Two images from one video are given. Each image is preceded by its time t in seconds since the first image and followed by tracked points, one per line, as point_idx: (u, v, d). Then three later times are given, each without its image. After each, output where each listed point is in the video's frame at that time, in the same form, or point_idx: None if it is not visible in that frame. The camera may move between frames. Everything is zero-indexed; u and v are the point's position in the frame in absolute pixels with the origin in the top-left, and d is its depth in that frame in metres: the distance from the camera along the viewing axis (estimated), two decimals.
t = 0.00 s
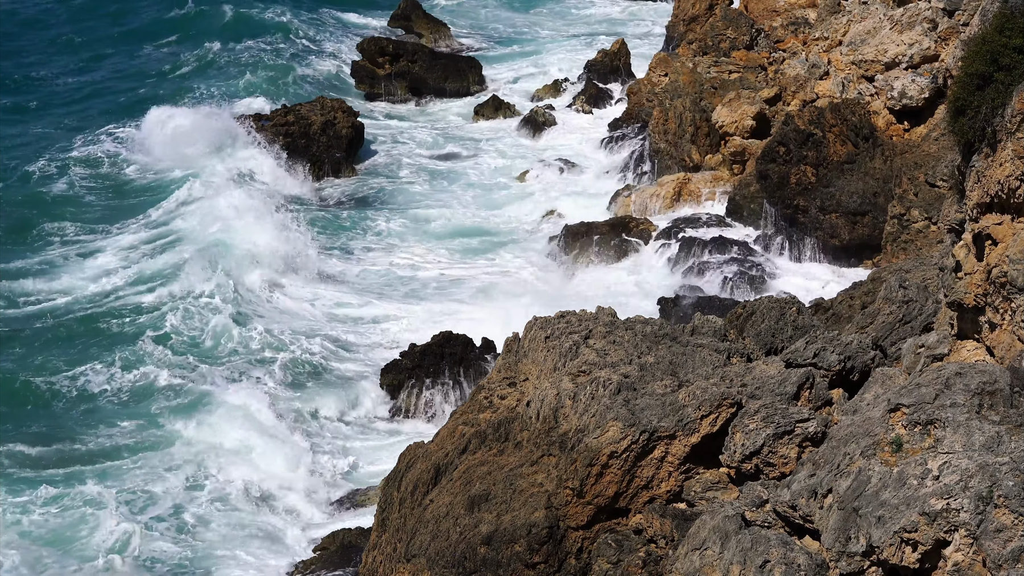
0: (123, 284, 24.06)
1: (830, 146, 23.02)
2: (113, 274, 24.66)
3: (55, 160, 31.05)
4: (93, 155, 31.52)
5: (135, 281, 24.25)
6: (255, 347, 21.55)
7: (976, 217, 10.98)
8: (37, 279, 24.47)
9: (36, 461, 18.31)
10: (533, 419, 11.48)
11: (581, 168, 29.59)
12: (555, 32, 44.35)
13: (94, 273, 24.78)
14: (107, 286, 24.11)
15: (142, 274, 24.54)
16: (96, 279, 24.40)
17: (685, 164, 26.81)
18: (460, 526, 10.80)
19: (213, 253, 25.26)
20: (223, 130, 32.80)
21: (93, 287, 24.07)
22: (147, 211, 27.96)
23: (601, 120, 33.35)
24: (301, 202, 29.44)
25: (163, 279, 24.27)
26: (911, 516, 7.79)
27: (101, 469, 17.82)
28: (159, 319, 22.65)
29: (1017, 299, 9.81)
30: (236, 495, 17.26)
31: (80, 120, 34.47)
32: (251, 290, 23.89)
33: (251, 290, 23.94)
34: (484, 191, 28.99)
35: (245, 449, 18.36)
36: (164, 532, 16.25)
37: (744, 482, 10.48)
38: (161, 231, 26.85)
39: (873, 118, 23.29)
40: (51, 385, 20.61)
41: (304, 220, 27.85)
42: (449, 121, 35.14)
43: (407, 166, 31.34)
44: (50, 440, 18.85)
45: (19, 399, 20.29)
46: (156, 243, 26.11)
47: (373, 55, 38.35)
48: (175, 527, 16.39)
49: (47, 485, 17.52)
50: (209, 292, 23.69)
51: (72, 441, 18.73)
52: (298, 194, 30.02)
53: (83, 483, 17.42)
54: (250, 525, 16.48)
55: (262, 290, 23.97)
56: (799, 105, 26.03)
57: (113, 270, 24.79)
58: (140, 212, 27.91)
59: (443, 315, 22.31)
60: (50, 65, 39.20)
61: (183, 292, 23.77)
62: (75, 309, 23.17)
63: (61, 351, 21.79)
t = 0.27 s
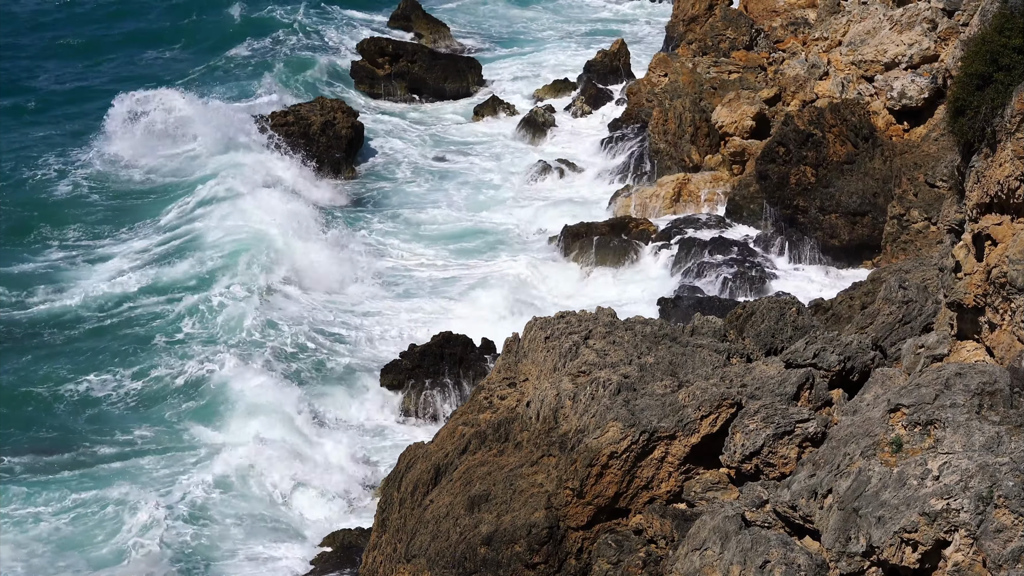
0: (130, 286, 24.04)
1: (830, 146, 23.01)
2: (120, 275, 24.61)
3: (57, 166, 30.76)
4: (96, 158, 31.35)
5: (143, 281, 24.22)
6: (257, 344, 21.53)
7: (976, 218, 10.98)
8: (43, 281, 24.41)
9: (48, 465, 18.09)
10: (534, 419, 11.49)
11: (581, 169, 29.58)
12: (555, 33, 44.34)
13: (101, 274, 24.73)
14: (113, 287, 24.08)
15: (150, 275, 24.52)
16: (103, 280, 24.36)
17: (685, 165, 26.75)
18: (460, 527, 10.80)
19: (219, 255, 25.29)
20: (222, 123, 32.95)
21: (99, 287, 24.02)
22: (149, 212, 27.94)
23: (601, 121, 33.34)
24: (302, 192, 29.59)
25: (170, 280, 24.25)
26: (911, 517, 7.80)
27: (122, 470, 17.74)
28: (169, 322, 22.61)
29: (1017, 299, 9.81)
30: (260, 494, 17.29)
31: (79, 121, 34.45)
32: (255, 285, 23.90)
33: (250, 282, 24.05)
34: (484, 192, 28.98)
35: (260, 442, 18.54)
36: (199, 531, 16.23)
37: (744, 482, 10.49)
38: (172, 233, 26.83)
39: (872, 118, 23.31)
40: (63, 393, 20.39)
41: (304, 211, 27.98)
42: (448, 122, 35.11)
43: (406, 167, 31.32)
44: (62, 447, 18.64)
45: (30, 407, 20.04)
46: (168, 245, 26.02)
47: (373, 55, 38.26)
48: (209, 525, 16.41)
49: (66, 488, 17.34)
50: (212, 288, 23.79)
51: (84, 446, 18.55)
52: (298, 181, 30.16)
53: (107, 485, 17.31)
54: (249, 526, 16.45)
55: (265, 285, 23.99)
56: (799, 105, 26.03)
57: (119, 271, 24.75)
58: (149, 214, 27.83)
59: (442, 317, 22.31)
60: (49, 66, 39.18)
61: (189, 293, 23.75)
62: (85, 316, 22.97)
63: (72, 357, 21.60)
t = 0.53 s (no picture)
0: (132, 287, 24.02)
1: (830, 146, 23.00)
2: (123, 276, 24.60)
3: (58, 169, 30.62)
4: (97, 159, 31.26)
5: (146, 283, 24.23)
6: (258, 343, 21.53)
7: (976, 218, 10.98)
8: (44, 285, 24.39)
9: (54, 472, 18.01)
10: (534, 419, 11.48)
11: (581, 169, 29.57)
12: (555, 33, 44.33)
13: (103, 276, 24.71)
14: (115, 288, 24.04)
15: (153, 277, 24.53)
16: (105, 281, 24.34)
17: (685, 165, 26.66)
18: (460, 527, 10.80)
19: (223, 258, 25.38)
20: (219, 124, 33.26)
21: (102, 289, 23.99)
22: (149, 212, 27.89)
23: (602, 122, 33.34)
24: (303, 182, 29.54)
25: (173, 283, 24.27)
26: (911, 517, 7.79)
27: (133, 472, 17.70)
28: (176, 324, 22.58)
29: (1017, 299, 9.80)
30: (269, 497, 17.26)
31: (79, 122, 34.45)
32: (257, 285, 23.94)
33: (251, 283, 24.07)
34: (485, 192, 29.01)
35: (273, 437, 18.57)
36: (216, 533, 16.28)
37: (744, 482, 10.49)
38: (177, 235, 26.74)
39: (873, 119, 23.36)
40: (69, 398, 20.33)
41: (305, 209, 28.08)
42: (448, 123, 35.10)
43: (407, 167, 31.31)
44: (65, 451, 18.59)
45: (35, 413, 19.96)
46: (171, 247, 26.01)
47: (373, 55, 38.48)
48: (226, 528, 16.40)
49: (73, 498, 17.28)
50: (217, 291, 23.85)
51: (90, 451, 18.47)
52: (299, 169, 30.11)
53: (117, 490, 17.28)
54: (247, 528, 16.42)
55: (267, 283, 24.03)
56: (799, 105, 26.03)
57: (122, 273, 24.72)
58: (155, 214, 27.76)
59: (442, 317, 22.32)
60: (49, 66, 39.17)
61: (195, 295, 23.70)
62: (90, 320, 22.89)
63: (78, 362, 21.52)
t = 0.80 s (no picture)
0: (134, 289, 23.92)
1: (830, 146, 22.99)
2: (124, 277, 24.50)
3: (58, 171, 30.50)
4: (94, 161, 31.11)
5: (147, 285, 24.13)
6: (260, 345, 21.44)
7: (976, 218, 10.98)
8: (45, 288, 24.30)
9: (50, 478, 17.93)
10: (534, 419, 11.47)
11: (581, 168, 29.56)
12: (555, 32, 44.34)
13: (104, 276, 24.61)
14: (116, 290, 23.95)
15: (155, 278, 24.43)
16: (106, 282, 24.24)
17: (685, 164, 26.49)
18: (460, 526, 10.81)
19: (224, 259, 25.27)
20: (218, 124, 33.17)
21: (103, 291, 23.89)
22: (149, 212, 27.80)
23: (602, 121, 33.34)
24: (305, 184, 29.52)
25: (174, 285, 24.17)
26: (911, 517, 7.79)
27: (132, 475, 17.68)
28: (177, 326, 22.49)
29: (1017, 299, 9.81)
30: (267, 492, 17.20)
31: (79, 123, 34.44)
32: (258, 288, 23.88)
33: (252, 285, 24.00)
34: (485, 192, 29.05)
35: (274, 433, 18.48)
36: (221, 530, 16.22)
37: (744, 482, 10.49)
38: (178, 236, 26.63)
39: (872, 118, 23.34)
40: (69, 402, 20.29)
41: (307, 207, 28.05)
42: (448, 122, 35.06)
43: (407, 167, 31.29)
44: (65, 454, 18.57)
45: (33, 418, 19.88)
46: (173, 248, 25.92)
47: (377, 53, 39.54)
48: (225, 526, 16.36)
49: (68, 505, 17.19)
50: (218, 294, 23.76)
51: (90, 455, 18.41)
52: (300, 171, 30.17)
53: (114, 496, 17.18)
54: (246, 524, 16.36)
55: (268, 285, 23.95)
56: (799, 105, 26.03)
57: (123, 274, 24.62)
58: (155, 215, 27.64)
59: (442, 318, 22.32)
60: (49, 67, 39.16)
61: (197, 297, 23.63)
62: (92, 324, 22.82)
63: (78, 367, 21.44)
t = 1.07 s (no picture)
0: (133, 294, 23.91)
1: (830, 146, 22.95)
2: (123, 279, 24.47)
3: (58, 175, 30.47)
4: (95, 164, 31.14)
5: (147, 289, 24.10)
6: (259, 349, 21.43)
7: (976, 217, 10.97)
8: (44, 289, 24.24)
9: (48, 482, 17.90)
10: (534, 418, 11.47)
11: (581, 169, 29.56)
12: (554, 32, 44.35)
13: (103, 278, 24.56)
14: (114, 293, 23.90)
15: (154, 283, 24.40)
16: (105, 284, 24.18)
17: (685, 164, 26.49)
18: (460, 526, 10.82)
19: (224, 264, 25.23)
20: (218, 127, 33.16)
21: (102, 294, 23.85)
22: (148, 215, 27.78)
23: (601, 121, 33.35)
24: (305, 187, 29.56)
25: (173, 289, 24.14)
26: (911, 517, 7.79)
27: (130, 478, 17.66)
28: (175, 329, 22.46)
29: (1017, 299, 9.81)
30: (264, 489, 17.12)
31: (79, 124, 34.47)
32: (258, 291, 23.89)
33: (253, 290, 23.98)
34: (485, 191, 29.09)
35: (275, 435, 18.50)
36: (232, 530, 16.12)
37: (744, 482, 10.49)
38: (178, 239, 26.59)
39: (873, 118, 23.32)
40: (69, 404, 20.31)
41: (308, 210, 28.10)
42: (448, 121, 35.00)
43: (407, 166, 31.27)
44: (64, 457, 18.56)
45: (33, 419, 19.90)
46: (172, 252, 25.90)
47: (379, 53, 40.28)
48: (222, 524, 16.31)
49: (65, 508, 17.14)
50: (218, 298, 23.73)
51: (86, 460, 18.35)
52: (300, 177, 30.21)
53: (111, 502, 17.12)
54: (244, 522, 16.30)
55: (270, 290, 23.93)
56: (799, 105, 26.04)
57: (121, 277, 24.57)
58: (154, 218, 27.61)
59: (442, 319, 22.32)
60: (48, 68, 39.17)
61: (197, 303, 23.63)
62: (90, 326, 22.80)
63: (75, 373, 21.36)
